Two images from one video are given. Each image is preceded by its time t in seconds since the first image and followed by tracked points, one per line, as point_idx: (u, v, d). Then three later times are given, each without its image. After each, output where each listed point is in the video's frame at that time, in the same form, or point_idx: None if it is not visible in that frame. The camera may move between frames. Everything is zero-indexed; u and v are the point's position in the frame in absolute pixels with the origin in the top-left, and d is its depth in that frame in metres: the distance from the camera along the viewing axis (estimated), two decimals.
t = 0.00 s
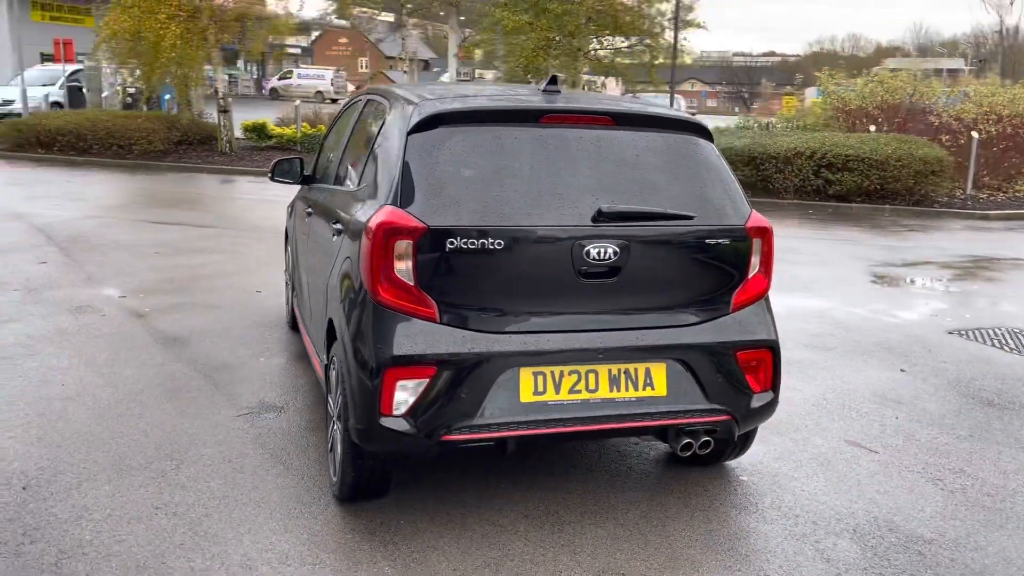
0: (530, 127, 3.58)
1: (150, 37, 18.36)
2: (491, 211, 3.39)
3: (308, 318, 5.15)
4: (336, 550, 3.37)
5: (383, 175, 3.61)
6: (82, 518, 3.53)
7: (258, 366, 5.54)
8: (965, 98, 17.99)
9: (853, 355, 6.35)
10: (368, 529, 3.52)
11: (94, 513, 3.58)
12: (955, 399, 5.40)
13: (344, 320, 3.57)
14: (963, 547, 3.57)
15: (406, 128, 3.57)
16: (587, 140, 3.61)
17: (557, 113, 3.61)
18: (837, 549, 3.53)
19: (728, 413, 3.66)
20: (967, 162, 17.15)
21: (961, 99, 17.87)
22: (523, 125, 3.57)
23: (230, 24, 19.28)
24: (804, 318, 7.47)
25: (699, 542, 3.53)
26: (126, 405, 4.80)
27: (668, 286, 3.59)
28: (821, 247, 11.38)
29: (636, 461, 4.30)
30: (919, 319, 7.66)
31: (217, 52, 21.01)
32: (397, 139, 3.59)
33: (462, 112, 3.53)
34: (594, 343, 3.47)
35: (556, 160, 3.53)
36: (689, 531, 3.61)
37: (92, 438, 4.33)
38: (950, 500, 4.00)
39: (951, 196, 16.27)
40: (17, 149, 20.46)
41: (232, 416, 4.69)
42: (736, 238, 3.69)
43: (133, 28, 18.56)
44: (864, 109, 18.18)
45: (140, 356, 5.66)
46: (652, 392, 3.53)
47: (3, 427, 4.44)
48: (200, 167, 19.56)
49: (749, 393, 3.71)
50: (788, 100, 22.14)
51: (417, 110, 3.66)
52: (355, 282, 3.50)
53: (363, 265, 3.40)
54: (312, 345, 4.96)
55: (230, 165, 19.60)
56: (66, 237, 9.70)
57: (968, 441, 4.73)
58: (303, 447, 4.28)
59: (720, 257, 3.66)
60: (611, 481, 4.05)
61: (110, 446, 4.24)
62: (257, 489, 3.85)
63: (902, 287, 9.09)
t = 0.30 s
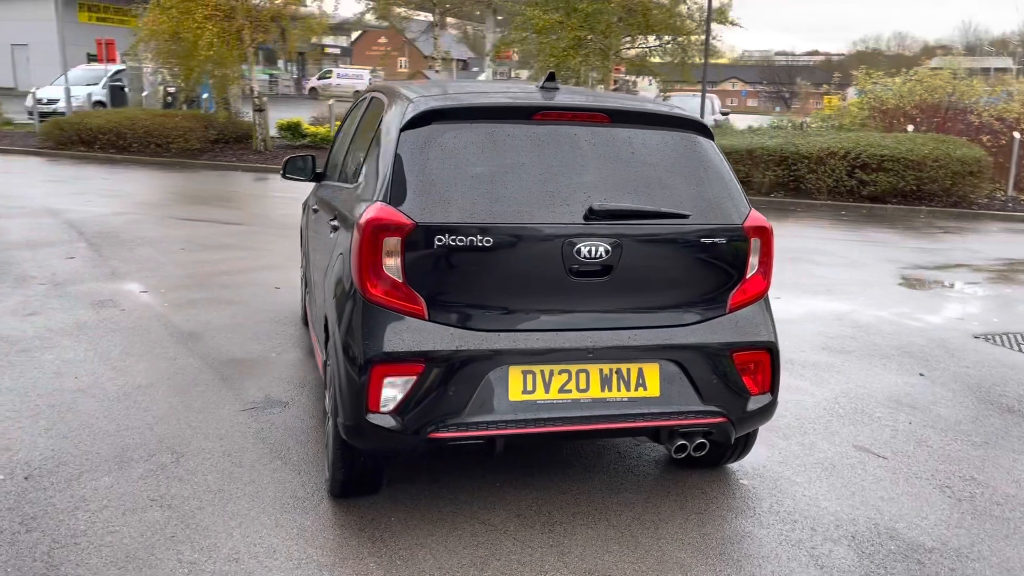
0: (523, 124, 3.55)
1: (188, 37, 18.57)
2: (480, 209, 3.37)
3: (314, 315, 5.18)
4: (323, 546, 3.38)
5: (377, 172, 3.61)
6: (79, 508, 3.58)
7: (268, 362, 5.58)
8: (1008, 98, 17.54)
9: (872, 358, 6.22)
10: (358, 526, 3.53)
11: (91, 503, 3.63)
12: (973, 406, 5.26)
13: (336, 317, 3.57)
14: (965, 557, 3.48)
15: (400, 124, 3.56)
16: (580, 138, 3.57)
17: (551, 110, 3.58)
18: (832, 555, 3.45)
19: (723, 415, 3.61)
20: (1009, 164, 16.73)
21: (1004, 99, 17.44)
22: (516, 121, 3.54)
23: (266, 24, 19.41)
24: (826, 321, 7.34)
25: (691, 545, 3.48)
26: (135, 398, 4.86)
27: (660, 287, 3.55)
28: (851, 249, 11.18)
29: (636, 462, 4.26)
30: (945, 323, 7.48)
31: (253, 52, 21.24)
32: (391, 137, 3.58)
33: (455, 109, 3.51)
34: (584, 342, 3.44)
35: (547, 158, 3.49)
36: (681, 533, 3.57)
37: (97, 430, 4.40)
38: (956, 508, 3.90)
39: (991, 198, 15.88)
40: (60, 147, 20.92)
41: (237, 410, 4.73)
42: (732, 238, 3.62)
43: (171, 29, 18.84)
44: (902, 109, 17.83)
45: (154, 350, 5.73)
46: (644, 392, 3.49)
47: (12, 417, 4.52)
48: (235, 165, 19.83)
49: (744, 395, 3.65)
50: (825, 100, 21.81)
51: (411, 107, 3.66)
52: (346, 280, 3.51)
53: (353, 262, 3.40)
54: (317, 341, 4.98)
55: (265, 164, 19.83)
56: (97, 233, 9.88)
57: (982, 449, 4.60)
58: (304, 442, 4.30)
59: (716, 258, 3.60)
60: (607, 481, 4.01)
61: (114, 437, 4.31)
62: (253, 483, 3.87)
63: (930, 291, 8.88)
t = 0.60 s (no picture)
0: (514, 125, 3.55)
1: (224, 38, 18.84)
2: (468, 210, 3.38)
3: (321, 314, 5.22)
4: (312, 543, 3.41)
5: (370, 172, 3.64)
6: (79, 501, 3.66)
7: (279, 359, 5.65)
8: None
9: (888, 364, 6.10)
10: (349, 523, 3.55)
11: (91, 496, 3.71)
12: (989, 413, 5.13)
13: (328, 317, 3.60)
14: (962, 567, 3.40)
15: (392, 125, 3.58)
16: (572, 139, 3.56)
17: (542, 110, 3.58)
18: (824, 563, 3.40)
19: (716, 418, 3.57)
20: None
21: None
22: (507, 122, 3.55)
23: (300, 26, 19.65)
24: (846, 324, 7.23)
25: (680, 549, 3.45)
26: (146, 393, 4.95)
27: (652, 289, 3.52)
28: (881, 251, 10.99)
29: (634, 464, 4.23)
30: (970, 327, 7.33)
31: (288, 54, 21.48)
32: (383, 137, 3.60)
33: (446, 109, 3.52)
34: (573, 344, 3.43)
35: (537, 159, 3.49)
36: (671, 537, 3.54)
37: (105, 425, 4.49)
38: (958, 517, 3.81)
39: None
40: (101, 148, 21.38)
41: (242, 407, 4.79)
42: (725, 240, 3.59)
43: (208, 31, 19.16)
44: (940, 108, 17.46)
45: (169, 346, 5.83)
46: (634, 394, 3.47)
47: (25, 411, 4.63)
48: (269, 165, 20.08)
49: (737, 399, 3.61)
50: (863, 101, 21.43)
51: (405, 107, 3.67)
52: (338, 279, 3.53)
53: (343, 262, 3.42)
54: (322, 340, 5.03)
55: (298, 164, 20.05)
56: (127, 231, 10.08)
57: (993, 457, 4.49)
58: (305, 440, 4.35)
59: (709, 260, 3.57)
60: (603, 482, 3.99)
61: (119, 432, 4.39)
62: (250, 479, 3.93)
63: (959, 295, 8.68)
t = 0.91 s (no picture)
0: (500, 124, 3.58)
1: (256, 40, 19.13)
2: (451, 208, 3.42)
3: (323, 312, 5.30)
4: (296, 534, 3.46)
5: (358, 170, 3.69)
6: (75, 491, 3.76)
7: (285, 356, 5.73)
8: None
9: (898, 366, 6.03)
10: (334, 516, 3.61)
11: (88, 486, 3.81)
12: (995, 417, 5.05)
13: (315, 312, 3.66)
14: (946, 571, 3.36)
15: (380, 124, 3.63)
16: (557, 138, 3.59)
17: (528, 110, 3.61)
18: (805, 564, 3.38)
19: (699, 418, 3.57)
20: None
21: None
22: (493, 121, 3.58)
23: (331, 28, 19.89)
24: (859, 326, 7.15)
25: (661, 548, 3.45)
26: (152, 387, 5.06)
27: (635, 288, 3.54)
28: (906, 253, 10.83)
29: (624, 463, 4.24)
30: (987, 331, 7.21)
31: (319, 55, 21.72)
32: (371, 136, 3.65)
33: (432, 108, 3.57)
34: (554, 341, 3.45)
35: (521, 157, 3.52)
36: (654, 535, 3.54)
37: (109, 417, 4.59)
38: (950, 521, 3.76)
39: None
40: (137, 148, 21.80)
41: (244, 402, 4.87)
42: (710, 240, 3.60)
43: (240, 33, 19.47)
44: (975, 109, 17.16)
45: (180, 342, 5.95)
46: (616, 393, 3.48)
47: (35, 403, 4.76)
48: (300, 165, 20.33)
49: (722, 398, 3.61)
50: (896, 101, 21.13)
51: (393, 107, 3.72)
52: (324, 276, 3.59)
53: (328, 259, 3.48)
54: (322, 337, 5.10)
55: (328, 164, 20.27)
56: (152, 229, 10.28)
57: (994, 461, 4.43)
58: (301, 435, 4.41)
59: (692, 259, 3.58)
60: (591, 480, 4.01)
61: (122, 425, 4.49)
62: (243, 472, 4.00)
63: (981, 298, 8.53)
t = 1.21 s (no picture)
0: (481, 124, 3.64)
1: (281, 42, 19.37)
2: (428, 206, 3.48)
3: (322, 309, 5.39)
4: (279, 526, 3.53)
5: (343, 169, 3.76)
6: (71, 480, 3.87)
7: (286, 352, 5.83)
8: None
9: (901, 367, 5.98)
10: (318, 509, 3.68)
11: (83, 476, 3.92)
12: (994, 419, 5.00)
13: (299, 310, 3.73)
14: (923, 571, 3.35)
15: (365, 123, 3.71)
16: (537, 138, 3.64)
17: (511, 110, 3.66)
18: (781, 562, 3.39)
19: (678, 415, 3.59)
20: None
21: None
22: (474, 120, 3.64)
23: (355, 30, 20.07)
24: (866, 327, 7.10)
25: (637, 544, 3.47)
26: (155, 381, 5.18)
27: (613, 286, 3.58)
28: (923, 255, 10.71)
29: (610, 459, 4.27)
30: (998, 332, 7.12)
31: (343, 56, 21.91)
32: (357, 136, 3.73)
33: (416, 108, 3.63)
34: (531, 339, 3.50)
35: (500, 156, 3.57)
36: (631, 531, 3.57)
37: (111, 410, 4.71)
38: (933, 521, 3.74)
39: None
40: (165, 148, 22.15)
41: (243, 396, 4.97)
42: (688, 239, 3.62)
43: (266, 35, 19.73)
44: (1003, 108, 16.90)
45: (187, 338, 6.07)
46: (595, 389, 3.52)
47: (41, 395, 4.90)
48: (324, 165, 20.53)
49: (701, 396, 3.64)
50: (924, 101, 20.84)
51: (379, 107, 3.79)
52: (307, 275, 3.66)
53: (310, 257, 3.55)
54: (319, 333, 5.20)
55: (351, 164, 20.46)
56: (172, 228, 10.47)
57: (986, 462, 4.39)
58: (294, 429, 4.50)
59: (671, 258, 3.61)
60: (575, 476, 4.04)
61: (122, 418, 4.61)
62: (234, 464, 4.09)
63: (996, 299, 8.42)
